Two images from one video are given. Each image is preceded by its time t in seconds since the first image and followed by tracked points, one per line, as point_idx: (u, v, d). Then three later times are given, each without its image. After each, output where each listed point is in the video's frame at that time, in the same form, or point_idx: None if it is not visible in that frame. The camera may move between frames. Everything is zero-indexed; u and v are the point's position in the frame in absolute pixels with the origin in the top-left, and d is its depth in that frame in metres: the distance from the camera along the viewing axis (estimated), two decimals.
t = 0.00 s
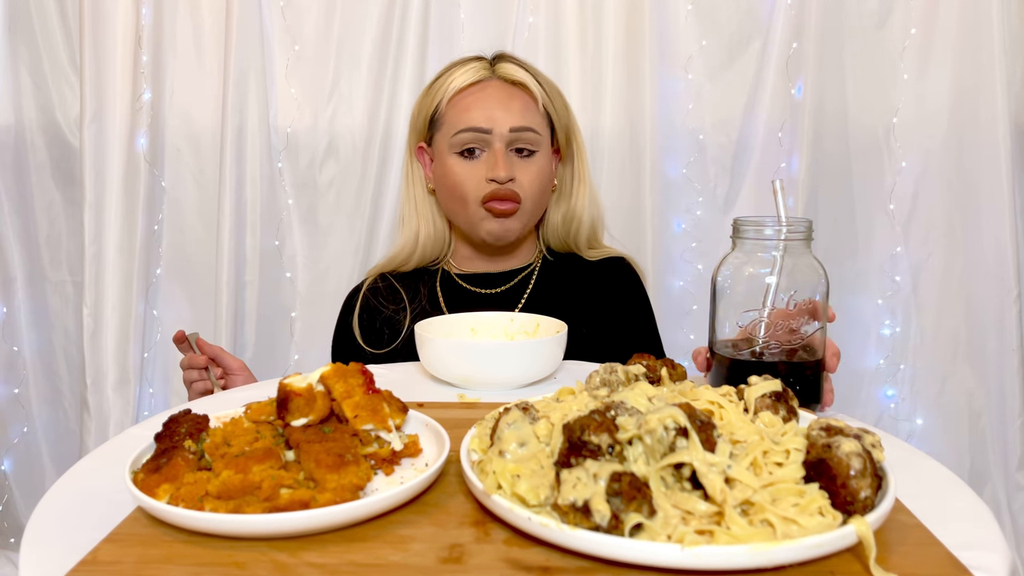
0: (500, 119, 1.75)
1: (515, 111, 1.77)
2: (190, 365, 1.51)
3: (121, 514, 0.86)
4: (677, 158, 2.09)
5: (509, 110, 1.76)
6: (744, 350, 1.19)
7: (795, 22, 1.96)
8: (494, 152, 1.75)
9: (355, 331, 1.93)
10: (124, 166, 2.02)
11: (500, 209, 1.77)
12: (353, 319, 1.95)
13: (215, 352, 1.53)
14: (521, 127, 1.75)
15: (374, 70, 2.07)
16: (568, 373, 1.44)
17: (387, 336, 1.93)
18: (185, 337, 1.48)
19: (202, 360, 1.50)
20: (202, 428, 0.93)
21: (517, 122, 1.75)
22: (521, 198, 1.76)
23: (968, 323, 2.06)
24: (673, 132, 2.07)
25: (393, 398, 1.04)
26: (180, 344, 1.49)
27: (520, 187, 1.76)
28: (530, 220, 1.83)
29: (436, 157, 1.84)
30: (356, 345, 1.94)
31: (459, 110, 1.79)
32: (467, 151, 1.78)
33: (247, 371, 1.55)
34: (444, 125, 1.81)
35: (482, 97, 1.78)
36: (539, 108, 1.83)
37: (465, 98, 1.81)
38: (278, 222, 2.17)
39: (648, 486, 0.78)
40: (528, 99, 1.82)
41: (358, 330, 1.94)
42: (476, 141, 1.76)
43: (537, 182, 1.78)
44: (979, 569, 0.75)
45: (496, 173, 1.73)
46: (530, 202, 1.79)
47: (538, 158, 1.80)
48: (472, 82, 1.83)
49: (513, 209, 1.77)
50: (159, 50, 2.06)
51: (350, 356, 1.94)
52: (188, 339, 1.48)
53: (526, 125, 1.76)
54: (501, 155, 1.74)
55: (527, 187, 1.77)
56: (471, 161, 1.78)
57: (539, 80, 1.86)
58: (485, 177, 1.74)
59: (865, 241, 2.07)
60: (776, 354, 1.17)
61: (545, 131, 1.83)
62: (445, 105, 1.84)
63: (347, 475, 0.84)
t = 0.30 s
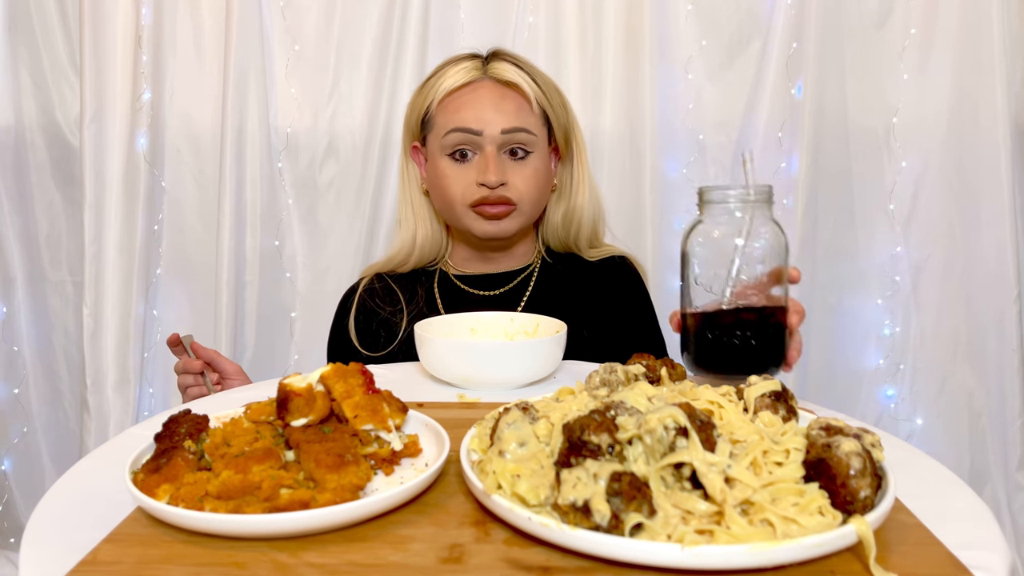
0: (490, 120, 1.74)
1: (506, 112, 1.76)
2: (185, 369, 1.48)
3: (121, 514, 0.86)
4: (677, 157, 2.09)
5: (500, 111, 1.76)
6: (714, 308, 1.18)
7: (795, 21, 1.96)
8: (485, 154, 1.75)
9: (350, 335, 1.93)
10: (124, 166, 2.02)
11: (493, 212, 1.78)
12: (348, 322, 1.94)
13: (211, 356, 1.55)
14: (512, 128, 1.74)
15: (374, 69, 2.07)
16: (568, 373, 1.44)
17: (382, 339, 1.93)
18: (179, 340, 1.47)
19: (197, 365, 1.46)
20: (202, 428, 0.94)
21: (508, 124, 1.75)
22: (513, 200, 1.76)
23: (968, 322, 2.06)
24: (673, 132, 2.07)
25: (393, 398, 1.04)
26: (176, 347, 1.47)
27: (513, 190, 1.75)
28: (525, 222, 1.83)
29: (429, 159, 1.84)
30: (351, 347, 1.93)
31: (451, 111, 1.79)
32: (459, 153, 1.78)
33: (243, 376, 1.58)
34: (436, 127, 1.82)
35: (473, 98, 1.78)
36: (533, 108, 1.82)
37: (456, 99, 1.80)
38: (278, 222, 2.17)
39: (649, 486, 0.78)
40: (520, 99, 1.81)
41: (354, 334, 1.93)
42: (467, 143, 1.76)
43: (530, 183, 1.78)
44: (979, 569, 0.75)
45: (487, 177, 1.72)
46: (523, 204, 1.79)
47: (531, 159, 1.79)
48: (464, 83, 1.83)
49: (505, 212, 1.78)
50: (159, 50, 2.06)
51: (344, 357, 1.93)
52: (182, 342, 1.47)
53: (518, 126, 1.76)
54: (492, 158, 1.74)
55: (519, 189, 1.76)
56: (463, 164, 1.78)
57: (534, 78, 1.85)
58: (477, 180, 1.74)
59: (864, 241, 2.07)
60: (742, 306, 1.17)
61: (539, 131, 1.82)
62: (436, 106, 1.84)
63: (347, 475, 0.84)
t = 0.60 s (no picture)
0: (494, 123, 1.73)
1: (509, 115, 1.75)
2: (178, 365, 1.50)
3: (121, 514, 0.86)
4: (677, 157, 2.08)
5: (503, 113, 1.75)
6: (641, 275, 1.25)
7: (795, 22, 1.96)
8: (490, 158, 1.73)
9: (349, 339, 1.92)
10: (123, 165, 2.02)
11: (499, 216, 1.76)
12: (347, 325, 1.93)
13: (205, 352, 1.53)
14: (516, 131, 1.73)
15: (374, 70, 2.07)
16: (568, 373, 1.44)
17: (381, 343, 1.93)
18: (174, 338, 1.44)
19: (191, 361, 1.48)
20: (202, 428, 0.94)
21: (512, 126, 1.73)
22: (519, 203, 1.75)
23: (968, 322, 2.06)
24: (673, 132, 2.07)
25: (393, 399, 1.04)
26: (171, 344, 1.47)
27: (518, 193, 1.74)
28: (530, 225, 1.82)
29: (431, 163, 1.82)
30: (350, 350, 1.92)
31: (454, 114, 1.78)
32: (463, 157, 1.76)
33: (237, 372, 1.56)
34: (439, 130, 1.80)
35: (476, 101, 1.77)
36: (533, 109, 1.82)
37: (458, 101, 1.79)
38: (278, 222, 2.17)
39: (649, 486, 0.78)
40: (522, 101, 1.81)
41: (353, 337, 1.93)
42: (471, 147, 1.74)
43: (534, 185, 1.77)
44: (979, 569, 0.75)
45: (492, 181, 1.71)
46: (529, 207, 1.77)
47: (534, 161, 1.78)
48: (465, 85, 1.81)
49: (512, 215, 1.76)
50: (159, 50, 2.06)
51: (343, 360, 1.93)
52: (178, 341, 1.47)
53: (521, 129, 1.75)
54: (497, 161, 1.72)
55: (524, 193, 1.75)
56: (467, 168, 1.76)
57: (533, 79, 1.86)
58: (482, 184, 1.72)
59: (864, 241, 2.07)
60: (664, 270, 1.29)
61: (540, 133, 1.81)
62: (438, 108, 1.82)
63: (347, 475, 0.84)
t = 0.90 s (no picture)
0: (530, 122, 1.74)
1: (541, 114, 1.77)
2: (185, 354, 1.49)
3: (121, 514, 0.86)
4: (677, 157, 2.08)
5: (535, 113, 1.77)
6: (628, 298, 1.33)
7: (795, 22, 1.96)
8: (525, 156, 1.74)
9: (355, 338, 1.93)
10: (123, 166, 2.02)
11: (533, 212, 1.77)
12: (353, 325, 1.94)
13: (211, 341, 1.53)
14: (548, 129, 1.76)
15: (374, 70, 2.07)
16: (568, 373, 1.44)
17: (388, 343, 1.93)
18: (181, 328, 1.47)
19: (198, 348, 1.48)
20: (202, 428, 0.94)
21: (545, 125, 1.76)
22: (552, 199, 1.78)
23: (968, 322, 2.06)
24: (673, 132, 2.07)
25: (393, 399, 1.04)
26: (176, 335, 1.49)
27: (552, 189, 1.77)
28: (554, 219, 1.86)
29: (459, 162, 1.79)
30: (356, 350, 1.93)
31: (487, 117, 1.75)
32: (496, 156, 1.75)
33: (244, 361, 1.58)
34: (471, 130, 1.77)
35: (509, 101, 1.76)
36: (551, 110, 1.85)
37: (491, 102, 1.77)
38: (278, 222, 2.17)
39: (649, 486, 0.78)
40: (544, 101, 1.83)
41: (359, 337, 1.93)
42: (508, 145, 1.74)
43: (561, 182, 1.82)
44: (979, 569, 0.75)
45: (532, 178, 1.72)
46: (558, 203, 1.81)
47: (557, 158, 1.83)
48: (497, 87, 1.77)
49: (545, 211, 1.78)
50: (159, 51, 2.06)
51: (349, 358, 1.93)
52: (185, 331, 1.50)
53: (551, 128, 1.78)
54: (533, 160, 1.74)
55: (555, 189, 1.79)
56: (501, 167, 1.75)
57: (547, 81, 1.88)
58: (521, 182, 1.73)
59: (864, 241, 2.07)
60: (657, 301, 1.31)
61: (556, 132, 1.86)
62: (467, 109, 1.77)
63: (347, 475, 0.84)
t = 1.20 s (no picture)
0: (547, 120, 1.76)
1: (557, 113, 1.79)
2: (191, 333, 1.50)
3: (121, 514, 0.86)
4: (677, 158, 2.08)
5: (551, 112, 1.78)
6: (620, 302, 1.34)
7: (794, 22, 1.96)
8: (542, 154, 1.75)
9: (361, 335, 1.91)
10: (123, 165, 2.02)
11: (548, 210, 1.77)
12: (359, 323, 1.93)
13: (217, 321, 1.55)
14: (564, 128, 1.78)
15: (374, 71, 2.08)
16: (568, 373, 1.44)
17: (394, 341, 1.91)
18: (189, 309, 1.49)
19: (205, 328, 1.49)
20: (202, 428, 0.94)
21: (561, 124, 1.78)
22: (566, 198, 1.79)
23: (968, 322, 2.06)
24: (673, 132, 2.07)
25: (393, 398, 1.04)
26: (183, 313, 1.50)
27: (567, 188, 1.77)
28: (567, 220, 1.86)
29: (476, 159, 1.78)
30: (363, 348, 1.92)
31: (506, 114, 1.76)
32: (514, 152, 1.74)
33: (249, 343, 1.59)
34: (489, 126, 1.77)
35: (527, 99, 1.78)
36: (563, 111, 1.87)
37: (509, 99, 1.78)
38: (278, 222, 2.17)
39: (649, 486, 0.78)
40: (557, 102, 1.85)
41: (365, 334, 1.91)
42: (525, 142, 1.74)
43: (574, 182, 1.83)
44: (979, 569, 0.75)
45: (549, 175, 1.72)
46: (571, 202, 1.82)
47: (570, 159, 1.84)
48: (515, 84, 1.79)
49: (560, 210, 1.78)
50: (159, 51, 2.06)
51: (355, 356, 1.93)
52: (193, 313, 1.54)
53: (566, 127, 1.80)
54: (550, 157, 1.75)
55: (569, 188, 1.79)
56: (518, 164, 1.75)
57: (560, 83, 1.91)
58: (539, 178, 1.72)
59: (864, 241, 2.07)
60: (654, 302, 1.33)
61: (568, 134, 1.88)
62: (485, 106, 1.78)
63: (347, 475, 0.84)
